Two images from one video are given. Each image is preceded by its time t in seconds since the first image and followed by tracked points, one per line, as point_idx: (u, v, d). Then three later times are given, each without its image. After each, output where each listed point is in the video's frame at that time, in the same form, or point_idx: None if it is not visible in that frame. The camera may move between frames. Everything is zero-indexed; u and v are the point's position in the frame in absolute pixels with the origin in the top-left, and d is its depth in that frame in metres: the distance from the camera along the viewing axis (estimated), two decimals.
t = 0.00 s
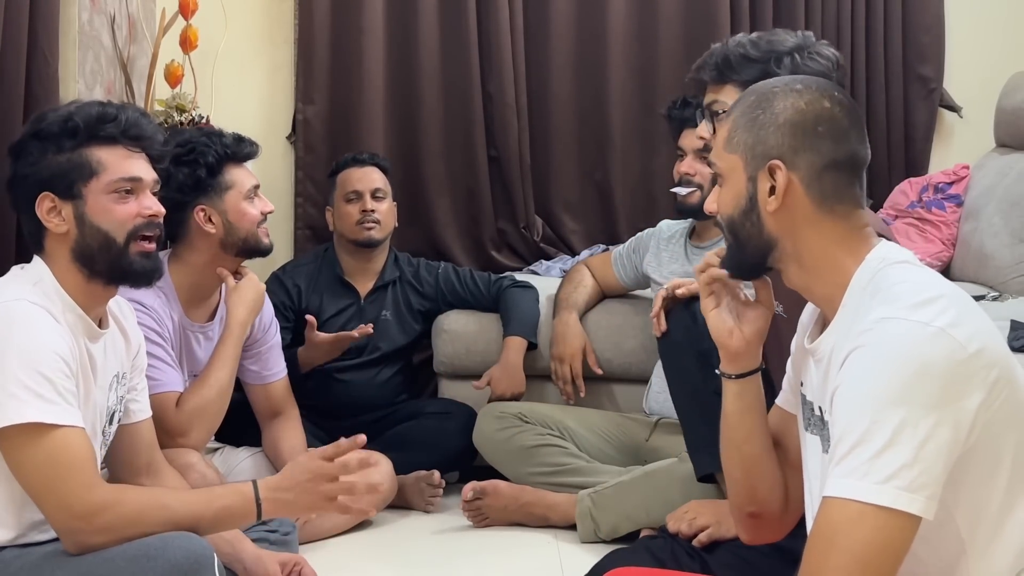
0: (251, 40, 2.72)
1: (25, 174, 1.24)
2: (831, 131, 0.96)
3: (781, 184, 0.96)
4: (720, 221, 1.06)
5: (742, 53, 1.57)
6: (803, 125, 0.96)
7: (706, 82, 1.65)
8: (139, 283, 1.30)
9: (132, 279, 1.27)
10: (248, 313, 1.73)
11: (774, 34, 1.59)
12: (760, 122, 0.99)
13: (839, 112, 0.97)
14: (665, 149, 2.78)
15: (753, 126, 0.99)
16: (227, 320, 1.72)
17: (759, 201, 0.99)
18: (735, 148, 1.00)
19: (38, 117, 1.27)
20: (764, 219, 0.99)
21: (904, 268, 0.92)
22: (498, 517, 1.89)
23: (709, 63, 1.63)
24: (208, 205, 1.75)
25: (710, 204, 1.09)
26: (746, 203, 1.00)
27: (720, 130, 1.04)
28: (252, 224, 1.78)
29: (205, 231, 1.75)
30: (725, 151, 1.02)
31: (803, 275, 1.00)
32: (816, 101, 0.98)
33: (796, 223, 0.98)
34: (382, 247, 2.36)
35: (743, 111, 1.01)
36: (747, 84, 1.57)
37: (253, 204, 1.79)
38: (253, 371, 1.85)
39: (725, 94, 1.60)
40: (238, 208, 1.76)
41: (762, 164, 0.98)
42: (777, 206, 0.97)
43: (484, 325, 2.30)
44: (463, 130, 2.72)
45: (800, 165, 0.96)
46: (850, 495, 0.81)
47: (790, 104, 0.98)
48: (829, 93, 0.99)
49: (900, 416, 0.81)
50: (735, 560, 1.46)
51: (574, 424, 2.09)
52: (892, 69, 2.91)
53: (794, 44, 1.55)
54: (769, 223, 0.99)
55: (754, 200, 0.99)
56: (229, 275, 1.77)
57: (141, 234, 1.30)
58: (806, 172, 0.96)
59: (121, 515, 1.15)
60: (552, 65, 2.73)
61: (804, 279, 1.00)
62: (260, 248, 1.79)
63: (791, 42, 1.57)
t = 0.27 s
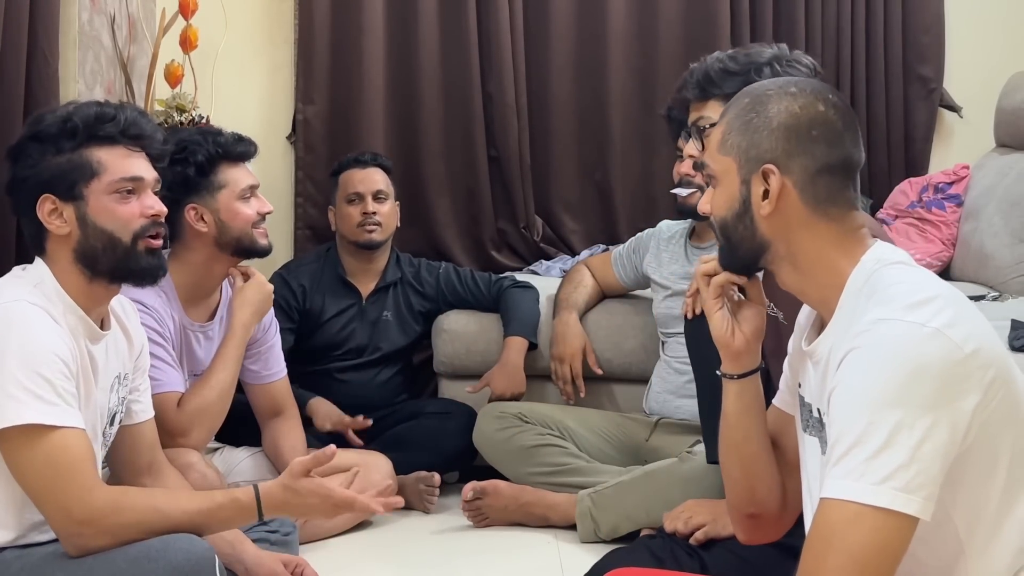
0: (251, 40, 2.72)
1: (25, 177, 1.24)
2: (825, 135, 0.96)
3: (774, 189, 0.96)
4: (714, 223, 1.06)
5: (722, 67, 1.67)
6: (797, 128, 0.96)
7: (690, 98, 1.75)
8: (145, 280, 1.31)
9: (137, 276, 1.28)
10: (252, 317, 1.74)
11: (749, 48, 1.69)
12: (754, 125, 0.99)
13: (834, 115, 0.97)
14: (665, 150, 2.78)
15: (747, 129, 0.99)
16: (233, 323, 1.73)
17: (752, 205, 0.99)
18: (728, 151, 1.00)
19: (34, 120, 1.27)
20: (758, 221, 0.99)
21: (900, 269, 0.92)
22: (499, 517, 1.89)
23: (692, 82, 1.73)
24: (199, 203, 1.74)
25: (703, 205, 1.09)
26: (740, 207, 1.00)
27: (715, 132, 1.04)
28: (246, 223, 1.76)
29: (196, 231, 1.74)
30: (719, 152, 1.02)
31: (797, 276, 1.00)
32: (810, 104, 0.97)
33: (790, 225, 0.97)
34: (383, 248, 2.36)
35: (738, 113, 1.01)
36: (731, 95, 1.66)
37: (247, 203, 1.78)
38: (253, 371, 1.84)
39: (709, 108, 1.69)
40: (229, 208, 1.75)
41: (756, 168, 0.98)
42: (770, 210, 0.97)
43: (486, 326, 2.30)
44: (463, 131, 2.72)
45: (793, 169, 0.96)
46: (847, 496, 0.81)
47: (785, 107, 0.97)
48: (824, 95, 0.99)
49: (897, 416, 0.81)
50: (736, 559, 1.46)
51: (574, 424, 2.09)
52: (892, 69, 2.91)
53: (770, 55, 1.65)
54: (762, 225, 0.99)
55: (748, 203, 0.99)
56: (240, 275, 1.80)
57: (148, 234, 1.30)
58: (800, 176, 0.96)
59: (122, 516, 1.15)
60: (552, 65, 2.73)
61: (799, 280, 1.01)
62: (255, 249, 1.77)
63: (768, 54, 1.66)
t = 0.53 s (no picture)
0: (250, 40, 2.72)
1: (30, 175, 1.24)
2: (825, 137, 0.96)
3: (774, 190, 0.96)
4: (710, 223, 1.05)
5: (738, 61, 1.56)
6: (797, 130, 0.96)
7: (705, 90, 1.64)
8: (144, 284, 1.31)
9: (137, 280, 1.28)
10: (254, 316, 1.75)
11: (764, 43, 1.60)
12: (754, 126, 0.98)
13: (834, 117, 0.97)
14: (664, 150, 2.78)
15: (747, 129, 0.98)
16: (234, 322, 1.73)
17: (751, 205, 0.98)
18: (727, 151, 1.00)
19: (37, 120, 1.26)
20: (756, 222, 0.99)
21: (897, 269, 0.92)
22: (498, 517, 1.89)
23: (707, 73, 1.61)
24: (176, 205, 1.75)
25: (701, 203, 1.08)
26: (738, 207, 1.00)
27: (714, 131, 1.03)
28: (222, 225, 1.74)
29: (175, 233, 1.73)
30: (718, 151, 1.01)
31: (794, 277, 1.00)
32: (811, 106, 0.97)
33: (789, 227, 0.97)
34: (389, 250, 2.37)
35: (737, 113, 1.01)
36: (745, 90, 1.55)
37: (224, 206, 1.76)
38: (253, 371, 1.84)
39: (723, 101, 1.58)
40: (205, 211, 1.74)
41: (756, 169, 0.97)
42: (769, 210, 0.97)
43: (489, 325, 2.30)
44: (463, 130, 2.72)
45: (793, 170, 0.96)
46: (845, 496, 0.81)
47: (786, 108, 0.97)
48: (824, 97, 0.98)
49: (894, 416, 0.81)
50: (736, 560, 1.46)
51: (575, 423, 2.09)
52: (892, 69, 2.90)
53: (787, 50, 1.55)
54: (760, 226, 0.99)
55: (746, 204, 0.99)
56: (235, 276, 1.80)
57: (147, 240, 1.30)
58: (798, 178, 0.96)
59: (122, 516, 1.15)
60: (552, 65, 2.73)
61: (796, 281, 1.00)
62: (234, 254, 1.75)
63: (784, 49, 1.56)
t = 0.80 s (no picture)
0: (251, 40, 2.72)
1: (37, 175, 1.23)
2: (827, 136, 0.96)
3: (776, 189, 0.96)
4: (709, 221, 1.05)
5: (744, 56, 1.58)
6: (800, 128, 0.96)
7: (707, 85, 1.66)
8: (149, 284, 1.30)
9: (141, 280, 1.28)
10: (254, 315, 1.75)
11: (768, 40, 1.62)
12: (757, 124, 0.98)
13: (836, 116, 0.97)
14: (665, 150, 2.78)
15: (750, 128, 0.98)
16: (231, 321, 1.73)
17: (752, 204, 0.98)
18: (729, 148, 1.00)
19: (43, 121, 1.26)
20: (757, 221, 0.99)
21: (895, 268, 0.92)
22: (499, 517, 1.89)
23: (713, 69, 1.63)
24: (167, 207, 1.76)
25: (699, 202, 1.08)
26: (739, 205, 1.00)
27: (716, 129, 1.03)
28: (212, 228, 1.74)
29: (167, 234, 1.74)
30: (719, 149, 1.01)
31: (795, 275, 1.00)
32: (814, 105, 0.97)
33: (789, 226, 0.97)
34: (390, 251, 2.37)
35: (739, 111, 1.01)
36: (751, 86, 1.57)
37: (214, 208, 1.76)
38: (252, 371, 1.84)
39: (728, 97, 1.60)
40: (195, 212, 1.75)
41: (757, 168, 0.97)
42: (771, 209, 0.97)
43: (488, 325, 2.30)
44: (463, 130, 2.72)
45: (795, 170, 0.96)
46: (844, 496, 0.81)
47: (789, 106, 0.97)
48: (828, 97, 0.99)
49: (894, 416, 0.81)
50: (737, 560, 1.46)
51: (575, 422, 2.09)
52: (892, 69, 2.90)
53: (793, 46, 1.57)
54: (761, 225, 0.99)
55: (748, 202, 0.99)
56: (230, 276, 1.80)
57: (153, 242, 1.30)
58: (801, 177, 0.96)
59: (124, 516, 1.14)
60: (552, 65, 2.73)
61: (797, 280, 1.01)
62: (224, 255, 1.74)
63: (790, 45, 1.58)
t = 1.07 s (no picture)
0: (251, 40, 2.72)
1: (41, 175, 1.24)
2: (838, 129, 0.96)
3: (791, 181, 0.96)
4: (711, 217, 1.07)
5: (748, 53, 1.58)
6: (812, 121, 0.96)
7: (712, 81, 1.67)
8: (151, 284, 1.30)
9: (144, 280, 1.28)
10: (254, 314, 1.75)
11: (774, 34, 1.61)
12: (768, 117, 0.99)
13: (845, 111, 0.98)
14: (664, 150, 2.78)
15: (761, 121, 0.99)
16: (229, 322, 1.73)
17: (764, 197, 0.98)
18: (741, 141, 1.00)
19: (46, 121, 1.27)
20: (768, 215, 0.99)
21: (897, 268, 0.92)
22: (499, 517, 1.89)
23: (717, 65, 1.64)
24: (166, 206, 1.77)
25: (701, 199, 1.08)
26: (751, 199, 0.99)
27: (723, 125, 1.03)
28: (212, 227, 1.75)
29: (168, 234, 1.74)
30: (729, 142, 1.01)
31: (790, 273, 1.00)
32: (824, 99, 0.98)
33: (795, 223, 0.97)
34: (388, 252, 2.37)
35: (747, 108, 1.01)
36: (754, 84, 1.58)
37: (214, 207, 1.77)
38: (252, 371, 1.84)
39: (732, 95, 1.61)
40: (195, 211, 1.75)
41: (773, 160, 0.97)
42: (784, 202, 0.97)
43: (487, 324, 2.30)
44: (463, 131, 2.72)
45: (810, 161, 0.96)
46: (854, 495, 0.81)
47: (800, 100, 0.98)
48: (836, 93, 1.00)
49: (903, 416, 0.81)
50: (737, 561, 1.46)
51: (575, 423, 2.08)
52: (892, 69, 2.90)
53: (797, 44, 1.55)
54: (770, 220, 0.99)
55: (759, 195, 0.99)
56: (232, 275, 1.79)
57: (155, 243, 1.30)
58: (814, 169, 0.96)
59: (125, 515, 1.14)
60: (552, 65, 2.73)
61: (791, 277, 1.01)
62: (228, 254, 1.75)
63: (795, 42, 1.57)
